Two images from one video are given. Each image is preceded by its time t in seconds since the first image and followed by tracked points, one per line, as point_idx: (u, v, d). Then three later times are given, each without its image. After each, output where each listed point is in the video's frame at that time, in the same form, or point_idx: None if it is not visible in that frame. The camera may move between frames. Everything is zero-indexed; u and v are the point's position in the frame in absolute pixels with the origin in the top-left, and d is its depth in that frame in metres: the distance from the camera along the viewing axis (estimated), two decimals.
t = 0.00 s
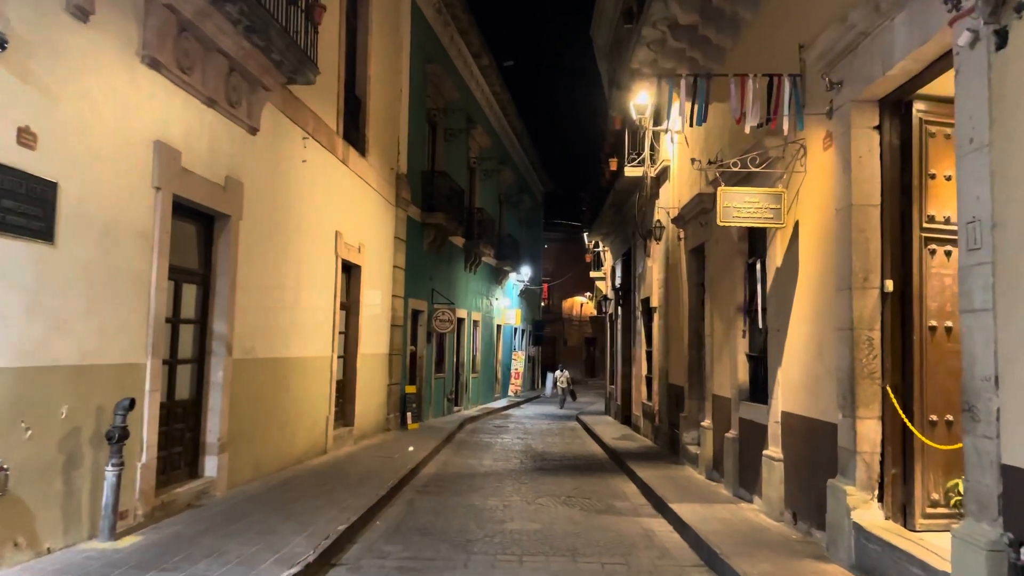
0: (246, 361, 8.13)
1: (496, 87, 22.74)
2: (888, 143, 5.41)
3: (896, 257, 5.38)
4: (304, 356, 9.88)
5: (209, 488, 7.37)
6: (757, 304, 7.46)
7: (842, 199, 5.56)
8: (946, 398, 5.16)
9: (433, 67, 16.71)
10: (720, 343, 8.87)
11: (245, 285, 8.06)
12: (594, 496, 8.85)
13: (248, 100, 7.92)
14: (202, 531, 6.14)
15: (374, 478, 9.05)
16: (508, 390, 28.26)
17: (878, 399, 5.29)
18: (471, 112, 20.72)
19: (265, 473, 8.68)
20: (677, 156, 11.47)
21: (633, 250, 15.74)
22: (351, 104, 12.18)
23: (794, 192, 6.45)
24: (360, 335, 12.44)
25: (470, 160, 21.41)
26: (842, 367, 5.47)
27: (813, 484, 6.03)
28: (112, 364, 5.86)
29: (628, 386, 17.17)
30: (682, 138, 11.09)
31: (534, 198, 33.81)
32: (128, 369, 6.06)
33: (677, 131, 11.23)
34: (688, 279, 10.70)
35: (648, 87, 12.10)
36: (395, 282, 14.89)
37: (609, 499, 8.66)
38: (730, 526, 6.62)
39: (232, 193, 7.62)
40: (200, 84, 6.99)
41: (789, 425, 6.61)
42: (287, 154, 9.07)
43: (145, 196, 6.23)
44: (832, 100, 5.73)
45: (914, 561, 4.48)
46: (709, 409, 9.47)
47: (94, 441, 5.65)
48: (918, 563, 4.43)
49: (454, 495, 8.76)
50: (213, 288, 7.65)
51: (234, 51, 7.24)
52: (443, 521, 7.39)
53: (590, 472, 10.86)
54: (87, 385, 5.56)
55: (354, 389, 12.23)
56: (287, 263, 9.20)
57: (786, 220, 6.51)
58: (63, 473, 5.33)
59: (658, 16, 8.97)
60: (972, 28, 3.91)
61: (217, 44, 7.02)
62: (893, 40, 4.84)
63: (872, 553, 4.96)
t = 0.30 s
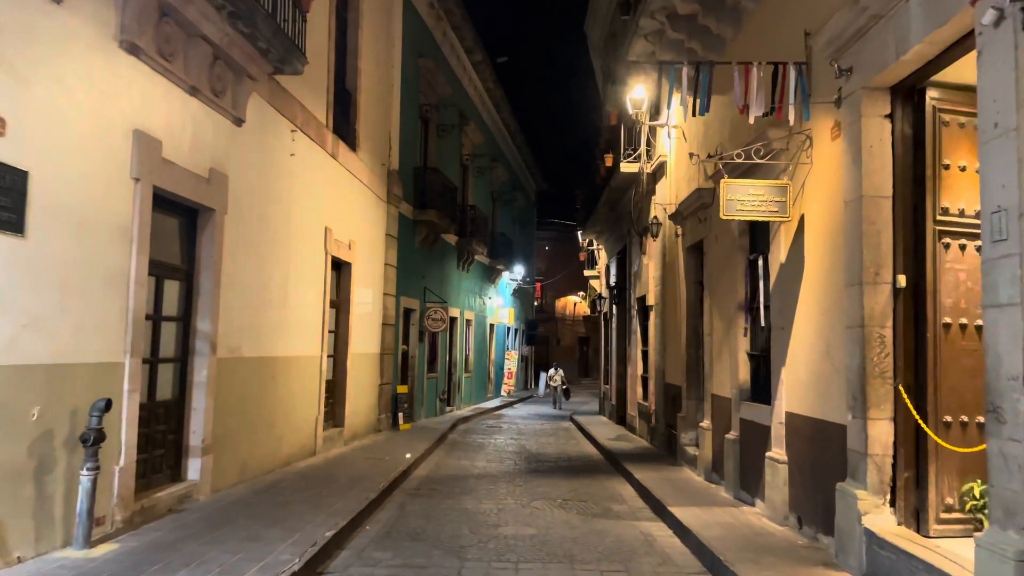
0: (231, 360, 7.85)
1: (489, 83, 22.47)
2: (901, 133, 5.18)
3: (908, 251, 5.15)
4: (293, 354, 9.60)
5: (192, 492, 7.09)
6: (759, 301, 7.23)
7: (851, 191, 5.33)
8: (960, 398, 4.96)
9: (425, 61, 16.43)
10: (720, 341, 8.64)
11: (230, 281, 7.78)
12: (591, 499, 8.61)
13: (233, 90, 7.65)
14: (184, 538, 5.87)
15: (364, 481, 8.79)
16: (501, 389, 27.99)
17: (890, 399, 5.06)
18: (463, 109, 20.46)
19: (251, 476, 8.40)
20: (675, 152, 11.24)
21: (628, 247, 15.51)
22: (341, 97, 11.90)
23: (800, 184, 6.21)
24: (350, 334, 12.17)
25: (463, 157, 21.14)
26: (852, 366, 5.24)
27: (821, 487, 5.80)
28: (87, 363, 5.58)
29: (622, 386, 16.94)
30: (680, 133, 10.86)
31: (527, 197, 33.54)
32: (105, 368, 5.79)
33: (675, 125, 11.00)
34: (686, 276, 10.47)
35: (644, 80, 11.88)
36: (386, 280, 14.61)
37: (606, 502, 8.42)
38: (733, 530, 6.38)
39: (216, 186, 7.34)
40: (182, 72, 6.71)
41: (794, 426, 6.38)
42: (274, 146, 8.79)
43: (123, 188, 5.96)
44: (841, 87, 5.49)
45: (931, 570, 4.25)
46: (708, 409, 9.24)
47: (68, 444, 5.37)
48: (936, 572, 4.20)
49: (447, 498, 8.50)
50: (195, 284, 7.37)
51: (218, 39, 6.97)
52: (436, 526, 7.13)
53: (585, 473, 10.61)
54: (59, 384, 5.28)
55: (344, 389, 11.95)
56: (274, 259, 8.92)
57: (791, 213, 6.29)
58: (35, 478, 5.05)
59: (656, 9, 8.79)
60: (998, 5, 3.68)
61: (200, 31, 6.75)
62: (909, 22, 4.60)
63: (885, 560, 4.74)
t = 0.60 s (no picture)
0: (217, 361, 7.58)
1: (483, 80, 22.22)
2: (915, 123, 4.96)
3: (924, 247, 4.93)
4: (281, 355, 9.33)
5: (175, 498, 6.83)
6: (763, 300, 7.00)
7: (863, 184, 5.10)
8: (978, 401, 4.76)
9: (418, 57, 16.18)
10: (721, 341, 8.41)
11: (216, 279, 7.51)
12: (589, 503, 8.37)
13: (219, 81, 7.39)
14: (165, 546, 5.62)
15: (355, 485, 8.53)
16: (495, 390, 27.75)
17: (905, 402, 4.84)
18: (457, 106, 20.22)
19: (238, 481, 8.13)
20: (673, 149, 11.03)
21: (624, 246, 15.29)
22: (332, 91, 11.64)
23: (807, 178, 5.99)
24: (342, 334, 11.90)
25: (456, 155, 20.89)
26: (864, 367, 5.01)
27: (831, 494, 5.57)
28: (62, 364, 5.31)
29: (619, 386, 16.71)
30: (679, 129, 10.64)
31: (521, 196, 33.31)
32: (81, 370, 5.52)
33: (674, 121, 10.77)
34: (685, 275, 10.24)
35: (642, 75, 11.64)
36: (379, 279, 14.34)
37: (604, 507, 8.18)
38: (738, 537, 6.15)
39: (201, 180, 7.08)
40: (165, 60, 6.45)
41: (801, 430, 6.15)
42: (262, 140, 8.53)
43: (102, 181, 5.70)
44: (853, 76, 5.27)
45: None
46: (708, 411, 9.02)
47: (41, 449, 5.10)
48: None
49: (441, 503, 8.25)
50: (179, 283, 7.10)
51: (202, 27, 6.71)
52: (429, 532, 6.89)
53: (582, 476, 10.38)
54: (32, 386, 5.01)
55: (335, 391, 11.69)
56: (262, 257, 8.65)
57: (798, 208, 6.06)
58: (5, 485, 4.78)
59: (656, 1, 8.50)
60: None
61: (184, 18, 6.49)
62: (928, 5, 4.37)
63: (900, 572, 4.51)
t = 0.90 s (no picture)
0: (201, 358, 7.32)
1: (477, 76, 21.97)
2: (929, 107, 4.74)
3: (938, 236, 4.70)
4: (269, 352, 9.07)
5: (155, 499, 6.57)
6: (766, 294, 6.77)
7: (873, 171, 4.87)
8: (994, 396, 4.59)
9: (411, 50, 15.92)
10: (722, 338, 8.19)
11: (199, 273, 7.25)
12: (585, 504, 8.13)
13: (203, 67, 7.13)
14: (142, 551, 5.36)
15: (345, 486, 8.28)
16: (490, 389, 27.49)
17: (918, 398, 4.62)
18: (451, 101, 19.97)
19: (223, 481, 7.88)
20: (671, 143, 10.79)
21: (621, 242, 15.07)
22: (323, 83, 11.38)
23: (813, 167, 5.75)
24: (332, 331, 11.64)
25: (450, 151, 20.64)
26: (875, 362, 4.78)
27: (839, 495, 5.34)
28: (31, 360, 5.05)
29: (614, 385, 16.48)
30: (677, 122, 10.40)
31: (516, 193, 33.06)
32: (53, 366, 5.26)
33: (672, 114, 10.54)
34: (683, 270, 10.01)
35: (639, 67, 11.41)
36: (371, 276, 14.09)
37: (601, 508, 7.95)
38: (741, 540, 5.92)
39: (183, 170, 6.82)
40: (145, 44, 6.20)
41: (806, 428, 5.92)
42: (249, 131, 8.27)
43: (76, 169, 5.45)
44: (862, 58, 5.04)
45: None
46: (707, 409, 8.79)
47: (9, 449, 4.83)
48: None
49: (433, 504, 8.01)
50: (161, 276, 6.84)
51: (184, 9, 6.44)
52: (420, 535, 6.65)
53: (578, 476, 10.14)
54: None
55: (326, 389, 11.43)
56: (249, 251, 8.39)
57: (804, 198, 5.83)
58: None
59: None
60: None
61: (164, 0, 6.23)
62: None
63: None
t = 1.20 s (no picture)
0: (184, 359, 7.06)
1: (472, 73, 21.71)
2: (945, 96, 4.51)
3: (954, 232, 4.47)
4: (256, 353, 8.81)
5: (136, 507, 6.31)
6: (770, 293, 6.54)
7: (885, 164, 4.63)
8: (1014, 400, 4.37)
9: (404, 46, 15.66)
10: (723, 338, 7.96)
11: (183, 271, 6.99)
12: (582, 510, 7.88)
13: (187, 58, 6.87)
14: (118, 562, 5.10)
15: (335, 491, 8.03)
16: (485, 389, 27.24)
17: (934, 402, 4.39)
18: (446, 98, 19.70)
19: (208, 487, 7.62)
20: (669, 139, 10.56)
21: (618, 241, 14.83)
22: (313, 77, 11.11)
23: (820, 160, 5.52)
24: (323, 331, 11.38)
25: (445, 149, 20.38)
26: (887, 364, 4.54)
27: (848, 503, 5.10)
28: None
29: (611, 386, 16.26)
30: (676, 117, 10.16)
31: (511, 192, 32.81)
32: (23, 369, 5.00)
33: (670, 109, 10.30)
34: (682, 269, 9.78)
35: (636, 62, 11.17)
36: (364, 275, 13.82)
37: (599, 514, 7.71)
38: (745, 549, 5.69)
39: (164, 163, 6.56)
40: (123, 32, 5.94)
41: (812, 433, 5.69)
42: (235, 124, 8.01)
43: (48, 161, 5.18)
44: (873, 46, 4.81)
45: None
46: (707, 411, 8.56)
47: None
48: None
49: (425, 510, 7.76)
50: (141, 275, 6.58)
51: None
52: (411, 543, 6.41)
53: (575, 480, 9.90)
54: None
55: (316, 391, 11.17)
56: (235, 249, 8.12)
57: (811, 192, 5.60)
58: None
59: None
60: None
61: None
62: None
63: None
